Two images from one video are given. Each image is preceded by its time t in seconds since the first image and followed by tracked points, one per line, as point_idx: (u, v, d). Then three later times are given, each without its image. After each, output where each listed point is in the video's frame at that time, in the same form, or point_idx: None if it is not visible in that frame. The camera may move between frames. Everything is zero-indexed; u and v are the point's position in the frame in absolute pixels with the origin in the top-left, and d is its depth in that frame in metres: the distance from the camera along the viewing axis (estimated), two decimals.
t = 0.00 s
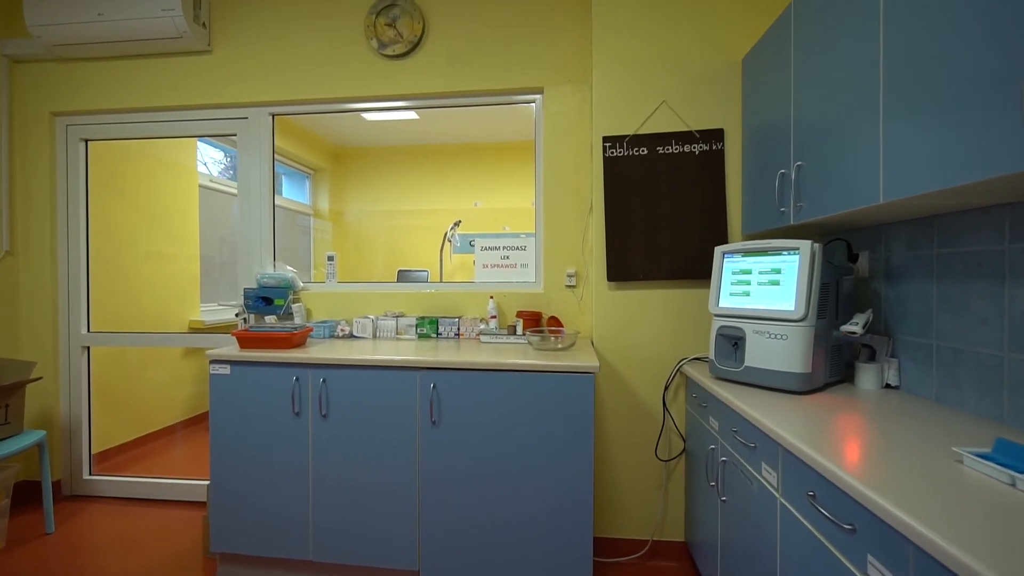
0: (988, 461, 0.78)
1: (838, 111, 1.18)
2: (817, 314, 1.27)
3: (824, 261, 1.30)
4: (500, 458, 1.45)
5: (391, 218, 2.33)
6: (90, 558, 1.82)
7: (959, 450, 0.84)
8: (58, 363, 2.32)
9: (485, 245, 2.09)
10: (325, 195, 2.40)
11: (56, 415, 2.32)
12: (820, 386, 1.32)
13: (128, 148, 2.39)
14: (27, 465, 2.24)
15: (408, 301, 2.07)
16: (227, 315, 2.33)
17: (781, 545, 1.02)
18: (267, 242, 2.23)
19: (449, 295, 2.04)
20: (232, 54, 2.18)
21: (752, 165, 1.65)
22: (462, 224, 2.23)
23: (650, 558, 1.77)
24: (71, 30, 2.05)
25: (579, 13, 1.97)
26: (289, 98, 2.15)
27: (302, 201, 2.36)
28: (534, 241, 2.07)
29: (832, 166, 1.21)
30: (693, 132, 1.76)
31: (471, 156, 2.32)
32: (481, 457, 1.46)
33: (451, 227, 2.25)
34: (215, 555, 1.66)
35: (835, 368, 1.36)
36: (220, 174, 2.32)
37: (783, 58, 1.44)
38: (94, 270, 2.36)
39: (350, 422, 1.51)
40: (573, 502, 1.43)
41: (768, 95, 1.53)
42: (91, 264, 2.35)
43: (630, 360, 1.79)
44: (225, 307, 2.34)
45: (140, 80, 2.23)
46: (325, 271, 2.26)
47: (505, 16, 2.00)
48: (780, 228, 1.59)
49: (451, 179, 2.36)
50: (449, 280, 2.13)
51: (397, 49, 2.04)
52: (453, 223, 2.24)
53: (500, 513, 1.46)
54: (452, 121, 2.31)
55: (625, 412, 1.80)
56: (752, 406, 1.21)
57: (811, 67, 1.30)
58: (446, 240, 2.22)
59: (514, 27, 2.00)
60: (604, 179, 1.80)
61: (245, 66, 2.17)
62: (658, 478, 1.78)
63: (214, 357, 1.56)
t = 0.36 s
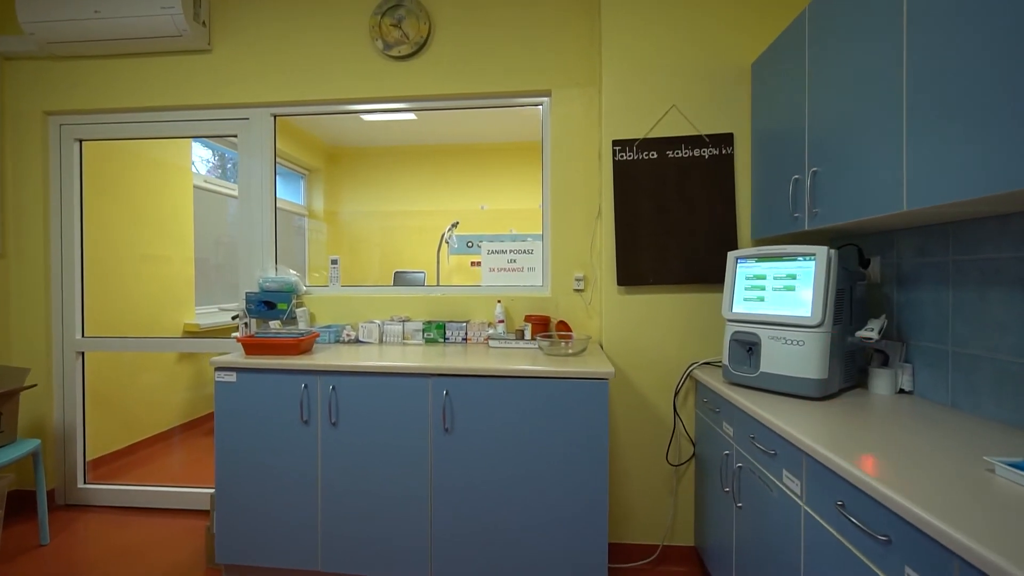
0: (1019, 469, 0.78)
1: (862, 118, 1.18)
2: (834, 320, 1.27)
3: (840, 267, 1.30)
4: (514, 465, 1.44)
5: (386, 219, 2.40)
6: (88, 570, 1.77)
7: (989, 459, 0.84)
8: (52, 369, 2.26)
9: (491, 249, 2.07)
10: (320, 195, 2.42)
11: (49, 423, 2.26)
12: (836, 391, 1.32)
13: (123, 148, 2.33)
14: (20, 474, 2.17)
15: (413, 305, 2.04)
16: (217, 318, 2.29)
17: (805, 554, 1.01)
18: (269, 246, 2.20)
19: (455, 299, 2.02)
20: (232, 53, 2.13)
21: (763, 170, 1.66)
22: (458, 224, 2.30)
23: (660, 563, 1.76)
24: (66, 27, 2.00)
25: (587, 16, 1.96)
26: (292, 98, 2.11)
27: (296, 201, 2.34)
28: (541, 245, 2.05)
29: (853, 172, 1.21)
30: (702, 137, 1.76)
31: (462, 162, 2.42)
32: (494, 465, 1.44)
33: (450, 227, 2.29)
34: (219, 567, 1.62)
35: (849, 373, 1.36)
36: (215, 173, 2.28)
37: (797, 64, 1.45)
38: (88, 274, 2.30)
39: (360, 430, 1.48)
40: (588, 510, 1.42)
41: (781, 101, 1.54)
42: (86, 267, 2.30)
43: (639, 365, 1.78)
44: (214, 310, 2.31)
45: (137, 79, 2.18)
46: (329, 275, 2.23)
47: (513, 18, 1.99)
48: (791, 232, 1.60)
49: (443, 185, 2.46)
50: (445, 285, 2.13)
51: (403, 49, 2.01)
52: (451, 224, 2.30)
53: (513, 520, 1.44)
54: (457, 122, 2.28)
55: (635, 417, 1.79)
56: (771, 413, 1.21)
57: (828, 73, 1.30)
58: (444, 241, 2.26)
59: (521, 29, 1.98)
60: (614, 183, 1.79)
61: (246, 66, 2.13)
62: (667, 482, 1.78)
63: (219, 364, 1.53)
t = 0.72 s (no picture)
0: None
1: (891, 112, 1.13)
2: (863, 322, 1.23)
3: (869, 268, 1.25)
4: (530, 473, 1.39)
5: (383, 219, 2.34)
6: None
7: None
8: (46, 373, 2.18)
9: (501, 248, 2.02)
10: (318, 194, 2.36)
11: (42, 429, 2.18)
12: (864, 396, 1.28)
13: (119, 145, 2.26)
14: (12, 482, 2.10)
15: (420, 306, 1.98)
16: (212, 318, 2.25)
17: (846, 568, 0.96)
18: (271, 245, 2.14)
19: (464, 300, 1.97)
20: (232, 47, 2.07)
21: (782, 168, 1.61)
22: (459, 224, 2.24)
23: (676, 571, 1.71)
24: (60, 18, 1.92)
25: (600, 10, 1.91)
26: (295, 93, 2.05)
27: (297, 200, 2.29)
28: (551, 245, 2.00)
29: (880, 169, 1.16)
30: (719, 133, 1.71)
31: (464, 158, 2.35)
32: (510, 473, 1.39)
33: (450, 227, 2.24)
34: None
35: (877, 377, 1.32)
36: (210, 172, 2.23)
37: (820, 58, 1.40)
38: (83, 275, 2.23)
39: (370, 437, 1.43)
40: (607, 519, 1.37)
41: (802, 96, 1.49)
42: (80, 267, 2.22)
43: (655, 368, 1.74)
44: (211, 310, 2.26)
45: (133, 73, 2.11)
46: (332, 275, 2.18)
47: (523, 12, 1.93)
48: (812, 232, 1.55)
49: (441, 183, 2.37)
50: (447, 285, 2.09)
51: (410, 44, 1.96)
52: (452, 223, 2.24)
53: (529, 530, 1.39)
54: (464, 119, 2.23)
55: (650, 421, 1.75)
56: (801, 419, 1.17)
57: (854, 66, 1.26)
58: (445, 240, 2.20)
59: (532, 23, 1.93)
60: (629, 181, 1.75)
61: (247, 60, 2.06)
62: (683, 488, 1.74)
63: (222, 369, 1.46)
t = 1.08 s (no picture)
0: None
1: (941, 97, 1.05)
2: (907, 324, 1.15)
3: (912, 265, 1.18)
4: (550, 483, 1.31)
5: (384, 217, 2.30)
6: None
7: None
8: (36, 376, 2.09)
9: (512, 246, 1.94)
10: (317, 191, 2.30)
11: (32, 433, 2.09)
12: (907, 401, 1.20)
13: (113, 138, 2.17)
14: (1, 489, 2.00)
15: (428, 306, 1.90)
16: (209, 318, 2.16)
17: None
18: (273, 243, 2.05)
19: (475, 299, 1.89)
20: (232, 35, 1.98)
21: (810, 161, 1.54)
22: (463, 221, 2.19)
23: None
24: (50, 2, 1.83)
25: None
26: (298, 84, 1.96)
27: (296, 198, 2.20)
28: (565, 242, 1.92)
29: (927, 159, 1.09)
30: (744, 126, 1.63)
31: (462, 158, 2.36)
32: (529, 483, 1.31)
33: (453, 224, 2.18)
34: None
35: (918, 381, 1.25)
36: (208, 168, 2.15)
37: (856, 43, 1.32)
38: (76, 273, 2.13)
39: (380, 445, 1.35)
40: (631, 531, 1.29)
41: (835, 85, 1.42)
42: (72, 266, 2.13)
43: (675, 371, 1.66)
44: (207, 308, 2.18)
45: (128, 63, 2.02)
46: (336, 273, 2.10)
47: None
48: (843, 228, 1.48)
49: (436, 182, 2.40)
50: (449, 284, 1.98)
51: (418, 32, 1.88)
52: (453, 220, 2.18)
53: (549, 543, 1.31)
54: (473, 112, 2.15)
55: (670, 426, 1.67)
56: (843, 426, 1.09)
57: (897, 50, 1.18)
58: (446, 238, 2.15)
59: (546, 11, 1.85)
60: (648, 175, 1.67)
61: (247, 49, 1.97)
62: (705, 496, 1.66)
63: (223, 372, 1.38)
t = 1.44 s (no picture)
0: None
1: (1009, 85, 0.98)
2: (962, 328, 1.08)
3: (966, 266, 1.10)
4: (576, 497, 1.23)
5: (386, 214, 2.39)
6: None
7: None
8: (32, 380, 2.01)
9: (527, 245, 1.86)
10: (320, 190, 2.34)
11: (27, 440, 2.00)
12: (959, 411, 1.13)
13: (112, 133, 2.09)
14: None
15: (440, 307, 1.83)
16: (212, 321, 2.09)
17: None
18: (278, 242, 1.97)
19: (489, 301, 1.81)
20: (236, 25, 1.90)
21: (845, 156, 1.46)
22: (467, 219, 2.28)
23: None
24: None
25: None
26: (305, 76, 1.88)
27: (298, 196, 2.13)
28: (582, 242, 1.84)
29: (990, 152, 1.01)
30: (773, 119, 1.56)
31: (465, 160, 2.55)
32: (554, 497, 1.24)
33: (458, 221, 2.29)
34: None
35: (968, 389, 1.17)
36: (208, 166, 2.08)
37: (902, 30, 1.25)
38: (73, 274, 2.05)
39: (395, 456, 1.27)
40: (663, 549, 1.21)
41: (876, 75, 1.34)
42: (69, 265, 2.04)
43: (700, 376, 1.59)
44: (212, 310, 2.11)
45: (128, 54, 1.93)
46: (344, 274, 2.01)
47: None
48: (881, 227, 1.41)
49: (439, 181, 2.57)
50: (453, 284, 1.93)
51: (430, 21, 1.80)
52: (458, 220, 2.30)
53: (575, 561, 1.23)
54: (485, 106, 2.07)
55: (695, 434, 1.60)
56: (896, 438, 1.02)
57: (952, 36, 1.10)
58: (451, 238, 2.17)
59: None
60: (673, 171, 1.59)
61: (251, 40, 1.89)
62: (731, 507, 1.59)
63: (227, 379, 1.31)
